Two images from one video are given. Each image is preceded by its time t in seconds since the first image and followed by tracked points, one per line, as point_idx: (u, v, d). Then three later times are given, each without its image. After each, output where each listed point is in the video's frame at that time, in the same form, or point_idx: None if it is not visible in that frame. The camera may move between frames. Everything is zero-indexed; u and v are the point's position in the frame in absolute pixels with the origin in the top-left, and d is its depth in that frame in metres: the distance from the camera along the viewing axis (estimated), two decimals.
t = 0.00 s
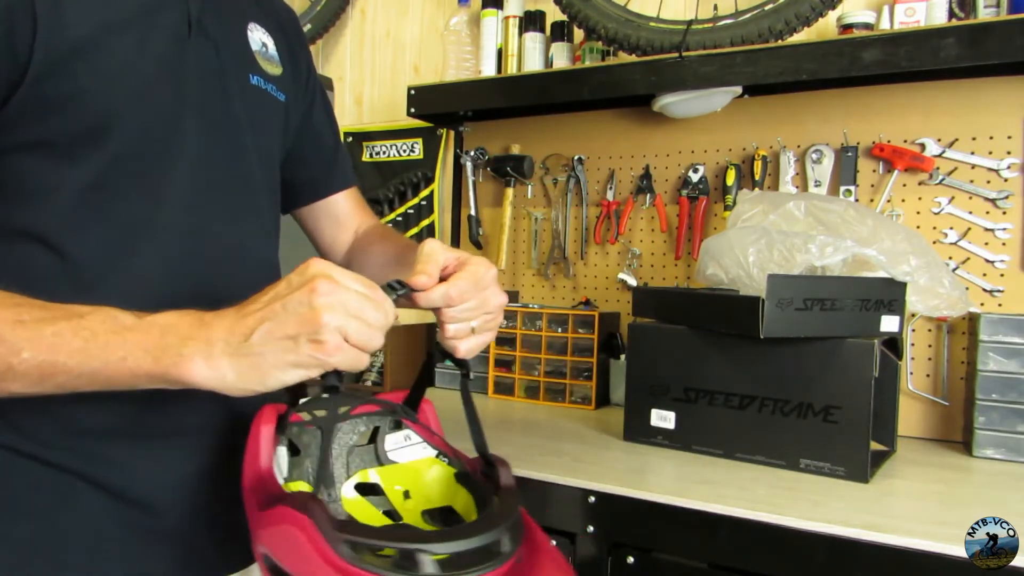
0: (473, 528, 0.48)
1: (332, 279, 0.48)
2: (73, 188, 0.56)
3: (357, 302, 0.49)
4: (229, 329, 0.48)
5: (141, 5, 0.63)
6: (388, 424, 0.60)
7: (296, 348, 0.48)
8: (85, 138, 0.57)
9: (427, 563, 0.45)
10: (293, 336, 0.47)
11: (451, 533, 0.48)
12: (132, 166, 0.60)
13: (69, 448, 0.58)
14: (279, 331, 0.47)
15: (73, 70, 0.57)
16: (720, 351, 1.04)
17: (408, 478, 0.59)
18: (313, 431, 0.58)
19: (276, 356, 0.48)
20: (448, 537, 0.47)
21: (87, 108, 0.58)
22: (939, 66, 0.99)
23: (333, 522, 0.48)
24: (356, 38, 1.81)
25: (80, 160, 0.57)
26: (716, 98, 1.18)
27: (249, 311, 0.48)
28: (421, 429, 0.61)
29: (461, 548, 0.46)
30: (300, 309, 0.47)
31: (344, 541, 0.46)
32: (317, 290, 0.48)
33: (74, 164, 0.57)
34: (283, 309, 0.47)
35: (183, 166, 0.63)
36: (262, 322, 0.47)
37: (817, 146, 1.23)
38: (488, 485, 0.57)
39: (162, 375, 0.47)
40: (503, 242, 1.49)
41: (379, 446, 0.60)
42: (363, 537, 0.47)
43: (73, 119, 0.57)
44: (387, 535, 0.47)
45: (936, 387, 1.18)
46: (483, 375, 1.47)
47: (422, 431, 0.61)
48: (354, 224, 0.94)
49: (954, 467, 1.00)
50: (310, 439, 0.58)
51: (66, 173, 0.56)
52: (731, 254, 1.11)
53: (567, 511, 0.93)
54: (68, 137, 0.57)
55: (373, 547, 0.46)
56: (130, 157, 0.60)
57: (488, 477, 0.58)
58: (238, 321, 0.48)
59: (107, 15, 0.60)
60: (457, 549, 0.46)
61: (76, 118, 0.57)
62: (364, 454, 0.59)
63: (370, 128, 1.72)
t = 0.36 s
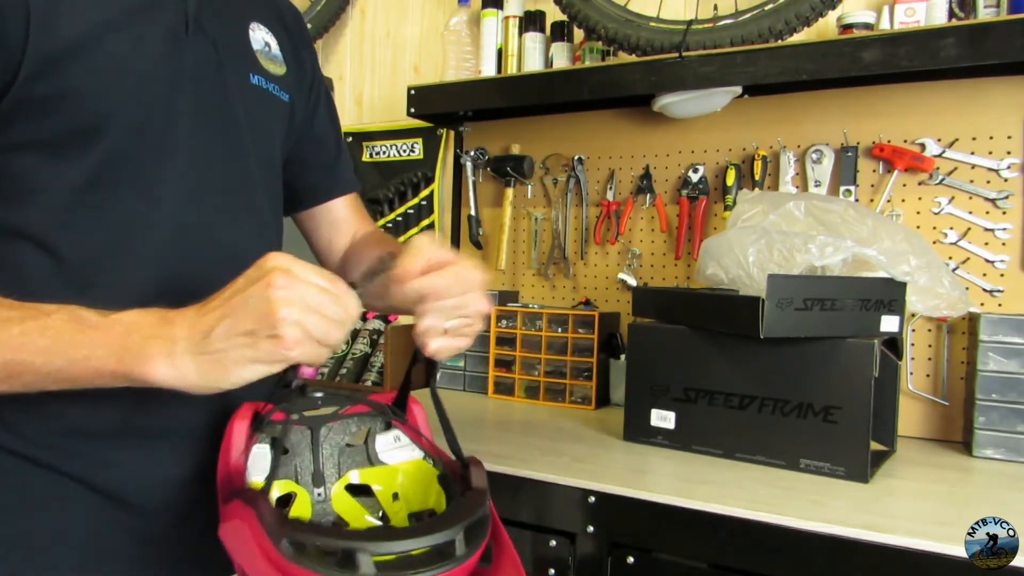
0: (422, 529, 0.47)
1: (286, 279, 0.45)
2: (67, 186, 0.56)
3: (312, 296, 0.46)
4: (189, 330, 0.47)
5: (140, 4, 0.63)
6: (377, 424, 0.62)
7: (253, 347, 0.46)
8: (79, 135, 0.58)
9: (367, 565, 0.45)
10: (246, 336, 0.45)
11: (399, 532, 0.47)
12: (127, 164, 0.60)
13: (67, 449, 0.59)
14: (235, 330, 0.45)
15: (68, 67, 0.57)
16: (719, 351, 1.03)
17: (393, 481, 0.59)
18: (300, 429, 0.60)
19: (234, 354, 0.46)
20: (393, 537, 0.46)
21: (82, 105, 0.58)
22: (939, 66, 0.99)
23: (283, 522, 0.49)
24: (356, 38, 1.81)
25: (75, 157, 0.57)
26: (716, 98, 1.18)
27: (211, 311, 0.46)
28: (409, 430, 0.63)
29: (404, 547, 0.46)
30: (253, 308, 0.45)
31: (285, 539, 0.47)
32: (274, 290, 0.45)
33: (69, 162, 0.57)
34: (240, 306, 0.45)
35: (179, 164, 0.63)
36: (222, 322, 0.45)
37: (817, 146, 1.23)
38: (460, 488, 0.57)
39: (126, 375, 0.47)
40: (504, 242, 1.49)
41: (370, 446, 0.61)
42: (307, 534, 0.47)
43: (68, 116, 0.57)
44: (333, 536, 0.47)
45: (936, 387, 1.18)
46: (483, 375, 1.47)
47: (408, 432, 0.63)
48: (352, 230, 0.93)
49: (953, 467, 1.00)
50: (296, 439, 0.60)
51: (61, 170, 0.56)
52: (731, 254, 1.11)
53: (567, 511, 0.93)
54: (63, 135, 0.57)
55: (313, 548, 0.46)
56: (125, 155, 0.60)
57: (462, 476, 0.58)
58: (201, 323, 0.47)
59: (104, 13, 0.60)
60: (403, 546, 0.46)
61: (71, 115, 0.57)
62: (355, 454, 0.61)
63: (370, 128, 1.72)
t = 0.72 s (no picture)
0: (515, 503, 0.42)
1: (161, 480, 0.29)
2: (66, 187, 0.56)
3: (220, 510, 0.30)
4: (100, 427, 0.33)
5: (140, 5, 0.63)
6: (381, 364, 0.59)
7: (98, 517, 0.31)
8: (78, 135, 0.57)
9: None
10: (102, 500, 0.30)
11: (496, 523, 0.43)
12: (126, 165, 0.60)
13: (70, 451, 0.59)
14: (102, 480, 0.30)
15: (67, 67, 0.57)
16: (720, 351, 1.03)
17: (431, 393, 0.60)
18: (332, 424, 0.58)
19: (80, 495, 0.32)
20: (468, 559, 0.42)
21: (81, 105, 0.57)
22: (939, 66, 0.99)
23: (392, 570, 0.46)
24: (356, 38, 1.81)
25: (74, 158, 0.57)
26: (716, 98, 1.18)
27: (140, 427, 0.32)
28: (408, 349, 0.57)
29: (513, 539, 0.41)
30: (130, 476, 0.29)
31: None
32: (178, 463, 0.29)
33: (69, 163, 0.56)
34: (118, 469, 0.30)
35: (179, 164, 0.63)
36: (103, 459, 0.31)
37: (817, 146, 1.23)
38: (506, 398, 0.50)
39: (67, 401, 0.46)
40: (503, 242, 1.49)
41: (390, 383, 0.60)
42: None
43: (66, 116, 0.57)
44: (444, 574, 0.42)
45: (936, 387, 1.18)
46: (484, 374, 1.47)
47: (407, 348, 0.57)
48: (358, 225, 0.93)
49: (953, 467, 1.00)
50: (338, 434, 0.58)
51: (59, 170, 0.56)
52: (731, 254, 1.11)
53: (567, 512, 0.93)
54: (61, 135, 0.56)
55: None
56: (125, 155, 0.60)
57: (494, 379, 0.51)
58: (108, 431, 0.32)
59: (104, 13, 0.60)
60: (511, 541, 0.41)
61: (70, 116, 0.57)
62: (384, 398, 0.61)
63: (370, 128, 1.72)
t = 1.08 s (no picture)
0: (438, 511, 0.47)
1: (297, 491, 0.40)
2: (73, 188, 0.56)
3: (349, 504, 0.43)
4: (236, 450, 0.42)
5: (141, 4, 0.63)
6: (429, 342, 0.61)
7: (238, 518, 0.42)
8: (86, 138, 0.57)
9: None
10: (269, 529, 0.40)
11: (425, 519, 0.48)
12: (134, 166, 0.60)
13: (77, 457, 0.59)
14: (262, 511, 0.40)
15: (73, 68, 0.57)
16: (720, 351, 1.03)
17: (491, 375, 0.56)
18: (385, 396, 0.58)
19: (239, 518, 0.41)
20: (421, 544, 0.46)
21: (88, 107, 0.57)
22: (939, 66, 0.99)
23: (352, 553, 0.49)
24: (356, 38, 1.81)
25: (80, 163, 0.57)
26: (716, 98, 1.18)
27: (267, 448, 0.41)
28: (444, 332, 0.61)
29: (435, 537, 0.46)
30: (290, 509, 0.39)
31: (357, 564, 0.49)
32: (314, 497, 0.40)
33: (75, 168, 0.57)
34: (268, 500, 0.39)
35: (186, 165, 0.63)
36: (258, 490, 0.40)
37: (817, 146, 1.23)
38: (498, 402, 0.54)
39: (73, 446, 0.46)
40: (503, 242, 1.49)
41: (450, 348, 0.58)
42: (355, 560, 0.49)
43: (75, 121, 0.57)
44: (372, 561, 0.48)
45: (936, 387, 1.18)
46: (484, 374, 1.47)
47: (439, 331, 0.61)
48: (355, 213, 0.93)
49: (953, 467, 1.00)
50: (397, 404, 0.57)
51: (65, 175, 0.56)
52: (731, 254, 1.11)
53: (567, 512, 0.93)
54: (70, 139, 0.57)
55: None
56: (133, 156, 0.60)
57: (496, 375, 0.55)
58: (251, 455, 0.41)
59: (107, 13, 0.60)
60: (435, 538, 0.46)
61: (79, 118, 0.57)
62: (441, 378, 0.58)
63: (370, 128, 1.72)
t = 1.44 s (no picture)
0: (531, 484, 0.44)
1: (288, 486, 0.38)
2: (76, 188, 0.56)
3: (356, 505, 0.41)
4: (221, 452, 0.40)
5: (142, 4, 0.63)
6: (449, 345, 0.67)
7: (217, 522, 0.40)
8: (90, 139, 0.57)
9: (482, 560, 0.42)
10: (255, 523, 0.37)
11: (516, 492, 0.45)
12: (138, 167, 0.60)
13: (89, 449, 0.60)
14: (247, 506, 0.38)
15: (76, 69, 0.57)
16: (720, 351, 1.03)
17: (496, 400, 0.68)
18: (387, 394, 0.65)
19: (222, 519, 0.39)
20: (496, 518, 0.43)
21: (92, 108, 0.57)
22: (939, 66, 0.99)
23: (382, 536, 0.44)
24: (356, 38, 1.81)
25: (83, 163, 0.57)
26: (717, 98, 1.18)
27: (252, 449, 0.40)
28: (477, 341, 0.62)
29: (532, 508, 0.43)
30: (281, 502, 0.37)
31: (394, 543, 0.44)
32: (311, 489, 0.38)
33: (78, 168, 0.56)
34: (253, 495, 0.37)
35: (189, 166, 0.63)
36: (243, 486, 0.38)
37: (817, 146, 1.23)
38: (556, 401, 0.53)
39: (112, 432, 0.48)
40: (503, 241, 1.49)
41: (459, 370, 0.68)
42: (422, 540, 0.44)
43: (79, 122, 0.57)
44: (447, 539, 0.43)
45: (936, 387, 1.18)
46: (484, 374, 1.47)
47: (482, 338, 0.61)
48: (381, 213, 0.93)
49: (953, 467, 1.00)
50: (393, 407, 0.66)
51: (68, 175, 0.56)
52: (731, 254, 1.11)
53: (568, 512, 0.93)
54: (73, 141, 0.56)
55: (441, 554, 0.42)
56: (138, 157, 0.60)
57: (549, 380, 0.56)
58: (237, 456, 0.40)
59: (109, 14, 0.60)
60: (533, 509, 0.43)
61: (83, 119, 0.57)
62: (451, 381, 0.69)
63: (370, 128, 1.72)
